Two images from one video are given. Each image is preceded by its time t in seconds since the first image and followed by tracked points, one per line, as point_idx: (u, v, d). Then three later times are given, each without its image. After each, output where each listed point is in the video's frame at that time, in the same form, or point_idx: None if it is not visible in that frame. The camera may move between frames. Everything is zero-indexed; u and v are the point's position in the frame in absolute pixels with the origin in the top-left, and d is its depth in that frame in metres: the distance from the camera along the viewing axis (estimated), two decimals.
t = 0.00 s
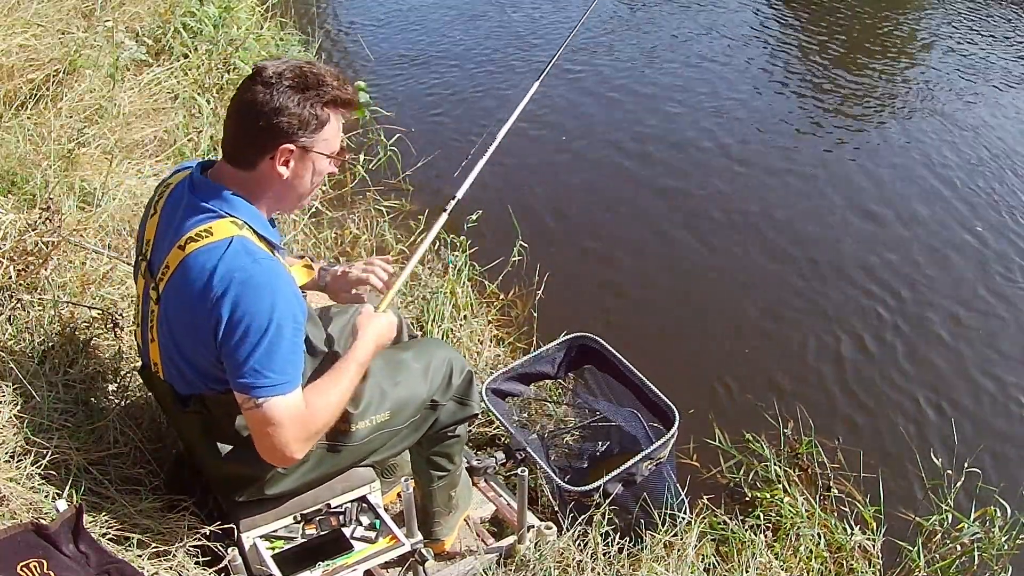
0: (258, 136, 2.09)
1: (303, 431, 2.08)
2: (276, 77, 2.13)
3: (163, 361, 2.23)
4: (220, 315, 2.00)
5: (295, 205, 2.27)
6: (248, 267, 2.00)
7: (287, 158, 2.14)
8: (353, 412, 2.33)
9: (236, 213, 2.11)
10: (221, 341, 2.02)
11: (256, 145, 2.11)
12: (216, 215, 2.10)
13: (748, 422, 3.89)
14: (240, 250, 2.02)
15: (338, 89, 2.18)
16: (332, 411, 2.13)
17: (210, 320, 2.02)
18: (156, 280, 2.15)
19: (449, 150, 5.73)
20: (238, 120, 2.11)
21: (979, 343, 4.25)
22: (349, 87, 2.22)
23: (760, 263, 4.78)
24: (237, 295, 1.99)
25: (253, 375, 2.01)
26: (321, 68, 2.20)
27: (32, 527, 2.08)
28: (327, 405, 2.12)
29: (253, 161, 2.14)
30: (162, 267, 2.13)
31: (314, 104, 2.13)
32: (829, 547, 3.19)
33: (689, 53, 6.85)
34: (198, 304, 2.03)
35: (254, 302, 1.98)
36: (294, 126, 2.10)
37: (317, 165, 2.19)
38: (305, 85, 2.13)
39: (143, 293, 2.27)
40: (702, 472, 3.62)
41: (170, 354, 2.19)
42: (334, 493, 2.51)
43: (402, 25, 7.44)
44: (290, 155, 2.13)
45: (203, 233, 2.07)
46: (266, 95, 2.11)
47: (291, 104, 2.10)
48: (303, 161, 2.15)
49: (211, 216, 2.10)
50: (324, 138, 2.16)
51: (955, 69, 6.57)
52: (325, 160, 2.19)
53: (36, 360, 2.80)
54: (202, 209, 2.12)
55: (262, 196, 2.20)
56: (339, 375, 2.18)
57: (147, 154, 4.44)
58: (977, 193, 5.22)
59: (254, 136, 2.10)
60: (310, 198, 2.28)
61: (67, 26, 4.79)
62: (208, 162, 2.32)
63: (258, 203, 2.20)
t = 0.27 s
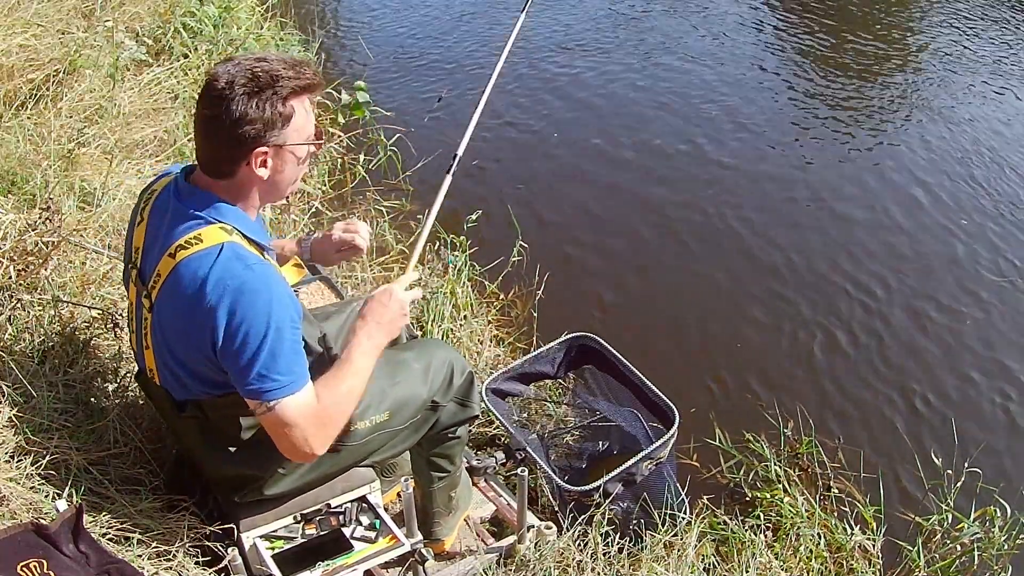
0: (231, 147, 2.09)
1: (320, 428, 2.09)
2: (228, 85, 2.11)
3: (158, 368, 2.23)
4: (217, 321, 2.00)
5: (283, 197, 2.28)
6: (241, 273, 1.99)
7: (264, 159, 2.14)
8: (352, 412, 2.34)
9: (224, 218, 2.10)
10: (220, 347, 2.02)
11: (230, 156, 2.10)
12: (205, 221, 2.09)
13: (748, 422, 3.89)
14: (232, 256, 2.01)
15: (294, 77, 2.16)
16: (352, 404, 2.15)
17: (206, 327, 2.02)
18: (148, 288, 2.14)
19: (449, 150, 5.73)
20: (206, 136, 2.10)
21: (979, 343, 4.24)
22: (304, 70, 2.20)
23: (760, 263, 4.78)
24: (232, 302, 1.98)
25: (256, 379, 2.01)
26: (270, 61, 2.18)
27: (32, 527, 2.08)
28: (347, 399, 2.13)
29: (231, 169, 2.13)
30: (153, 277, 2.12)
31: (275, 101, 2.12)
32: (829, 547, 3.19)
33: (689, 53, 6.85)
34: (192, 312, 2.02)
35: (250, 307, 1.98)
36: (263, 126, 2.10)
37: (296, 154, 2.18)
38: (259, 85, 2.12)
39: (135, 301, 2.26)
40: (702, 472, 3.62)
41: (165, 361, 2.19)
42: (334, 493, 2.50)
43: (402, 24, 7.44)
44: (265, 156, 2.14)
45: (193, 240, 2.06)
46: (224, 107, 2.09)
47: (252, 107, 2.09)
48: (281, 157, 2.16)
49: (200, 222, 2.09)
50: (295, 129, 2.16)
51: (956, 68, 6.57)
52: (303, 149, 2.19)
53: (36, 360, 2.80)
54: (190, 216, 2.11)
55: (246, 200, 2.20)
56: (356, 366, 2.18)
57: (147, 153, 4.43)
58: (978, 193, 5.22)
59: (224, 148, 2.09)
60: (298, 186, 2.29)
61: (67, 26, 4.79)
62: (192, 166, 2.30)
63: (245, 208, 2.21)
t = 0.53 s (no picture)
0: (248, 152, 2.09)
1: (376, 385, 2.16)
2: (239, 92, 2.09)
3: (169, 373, 2.22)
4: (247, 321, 2.02)
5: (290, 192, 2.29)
6: (263, 272, 2.00)
7: (281, 160, 2.16)
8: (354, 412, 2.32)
9: (238, 219, 2.09)
10: (252, 345, 2.04)
11: (246, 161, 2.11)
12: (217, 223, 2.08)
13: (748, 422, 3.89)
14: (252, 256, 2.02)
15: (302, 77, 2.17)
16: (444, 381, 2.27)
17: (233, 328, 2.03)
18: (161, 293, 2.13)
19: (449, 151, 5.74)
20: (219, 141, 2.09)
21: (980, 343, 4.24)
22: (308, 68, 2.21)
23: (760, 263, 4.78)
24: (260, 300, 2.00)
25: (294, 372, 2.05)
26: (275, 63, 2.17)
27: (32, 527, 2.08)
28: (442, 371, 2.27)
29: (248, 173, 2.13)
30: (167, 281, 2.11)
31: (289, 103, 2.14)
32: (829, 547, 3.19)
33: (689, 54, 6.86)
34: (218, 314, 2.04)
35: (278, 305, 2.00)
36: (280, 127, 2.11)
37: (308, 152, 2.21)
38: (271, 89, 2.12)
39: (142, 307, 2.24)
40: (702, 472, 3.62)
41: (179, 365, 2.18)
42: (334, 494, 2.53)
43: (402, 25, 7.45)
44: (282, 157, 2.15)
45: (209, 242, 2.05)
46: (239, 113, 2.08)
47: (268, 111, 2.10)
48: (296, 155, 2.18)
49: (212, 224, 2.08)
50: (307, 128, 2.18)
51: (956, 69, 6.57)
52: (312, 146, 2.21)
53: (36, 360, 2.80)
54: (200, 218, 2.10)
55: (257, 202, 2.20)
56: (471, 350, 2.35)
57: (148, 153, 4.43)
58: (978, 193, 5.22)
59: (240, 154, 2.09)
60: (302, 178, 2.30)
61: (67, 26, 4.79)
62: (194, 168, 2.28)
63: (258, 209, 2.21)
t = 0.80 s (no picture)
0: (299, 149, 2.11)
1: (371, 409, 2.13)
2: (292, 89, 2.11)
3: (181, 373, 2.20)
4: (272, 324, 2.02)
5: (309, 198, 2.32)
6: (290, 277, 2.01)
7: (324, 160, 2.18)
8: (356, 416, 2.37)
9: (263, 221, 2.08)
10: (274, 348, 2.04)
11: (295, 159, 2.12)
12: (240, 224, 2.07)
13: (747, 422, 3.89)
14: (279, 259, 2.02)
15: (342, 81, 2.21)
16: (439, 418, 2.23)
17: (257, 330, 2.04)
18: (179, 293, 2.12)
19: (449, 151, 5.74)
20: (271, 137, 2.08)
21: (980, 343, 4.24)
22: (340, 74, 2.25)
23: (760, 263, 4.78)
24: (285, 306, 2.01)
25: (313, 377, 2.05)
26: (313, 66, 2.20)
27: (32, 527, 2.08)
28: (439, 406, 2.23)
29: (296, 170, 2.14)
30: (187, 282, 2.10)
31: (337, 104, 2.17)
32: (829, 547, 3.19)
33: (688, 55, 6.86)
34: (242, 316, 2.03)
35: (305, 309, 2.01)
36: (332, 126, 2.15)
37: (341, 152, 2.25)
38: (319, 89, 2.15)
39: (155, 306, 2.23)
40: (702, 472, 3.62)
41: (194, 366, 2.17)
42: (335, 495, 2.48)
43: (402, 26, 7.45)
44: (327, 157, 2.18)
45: (232, 245, 2.05)
46: (297, 111, 2.09)
47: (323, 110, 2.12)
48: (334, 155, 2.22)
49: (235, 226, 2.07)
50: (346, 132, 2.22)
51: (956, 69, 6.57)
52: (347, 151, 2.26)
53: (36, 360, 2.79)
54: (222, 219, 2.09)
55: (291, 202, 2.20)
56: (477, 401, 2.33)
57: (147, 153, 4.43)
58: (978, 193, 5.22)
59: (292, 151, 2.10)
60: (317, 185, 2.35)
61: (67, 26, 4.79)
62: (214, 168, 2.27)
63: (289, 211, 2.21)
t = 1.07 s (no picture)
0: (310, 145, 2.12)
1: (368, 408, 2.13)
2: (306, 86, 2.13)
3: (179, 362, 2.20)
4: (272, 312, 2.02)
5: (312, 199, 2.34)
6: (292, 266, 2.01)
7: (332, 161, 2.20)
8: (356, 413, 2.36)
9: (268, 213, 2.09)
10: (270, 337, 2.03)
11: (305, 155, 2.13)
12: (246, 214, 2.08)
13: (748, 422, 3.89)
14: (283, 249, 2.03)
15: (356, 86, 2.24)
16: (431, 420, 2.24)
17: (255, 317, 2.03)
18: (182, 280, 2.12)
19: (449, 151, 5.74)
20: (283, 129, 2.09)
21: (980, 344, 4.24)
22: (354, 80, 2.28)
23: (760, 263, 4.78)
24: (286, 295, 2.00)
25: (308, 368, 2.04)
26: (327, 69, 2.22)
27: (32, 526, 2.08)
28: (431, 409, 2.24)
29: (303, 167, 2.15)
30: (189, 268, 2.10)
31: (349, 106, 2.19)
32: (829, 547, 3.19)
33: (689, 56, 6.86)
34: (241, 303, 2.03)
35: (304, 299, 2.01)
36: (343, 127, 2.17)
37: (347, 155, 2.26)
38: (332, 89, 2.16)
39: (156, 295, 2.23)
40: (702, 472, 3.62)
41: (193, 354, 2.16)
42: (334, 494, 2.49)
43: (402, 26, 7.45)
44: (335, 158, 2.20)
45: (237, 233, 2.05)
46: (312, 108, 2.11)
47: (336, 110, 2.15)
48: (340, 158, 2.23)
49: (242, 215, 2.08)
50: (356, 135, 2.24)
51: (955, 73, 6.58)
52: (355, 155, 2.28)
53: (36, 360, 2.79)
54: (231, 208, 2.10)
55: (296, 198, 2.21)
56: (470, 404, 2.34)
57: (147, 153, 4.43)
58: (977, 195, 5.23)
59: (302, 146, 2.12)
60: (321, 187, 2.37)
61: (67, 26, 4.79)
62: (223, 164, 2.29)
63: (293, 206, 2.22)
